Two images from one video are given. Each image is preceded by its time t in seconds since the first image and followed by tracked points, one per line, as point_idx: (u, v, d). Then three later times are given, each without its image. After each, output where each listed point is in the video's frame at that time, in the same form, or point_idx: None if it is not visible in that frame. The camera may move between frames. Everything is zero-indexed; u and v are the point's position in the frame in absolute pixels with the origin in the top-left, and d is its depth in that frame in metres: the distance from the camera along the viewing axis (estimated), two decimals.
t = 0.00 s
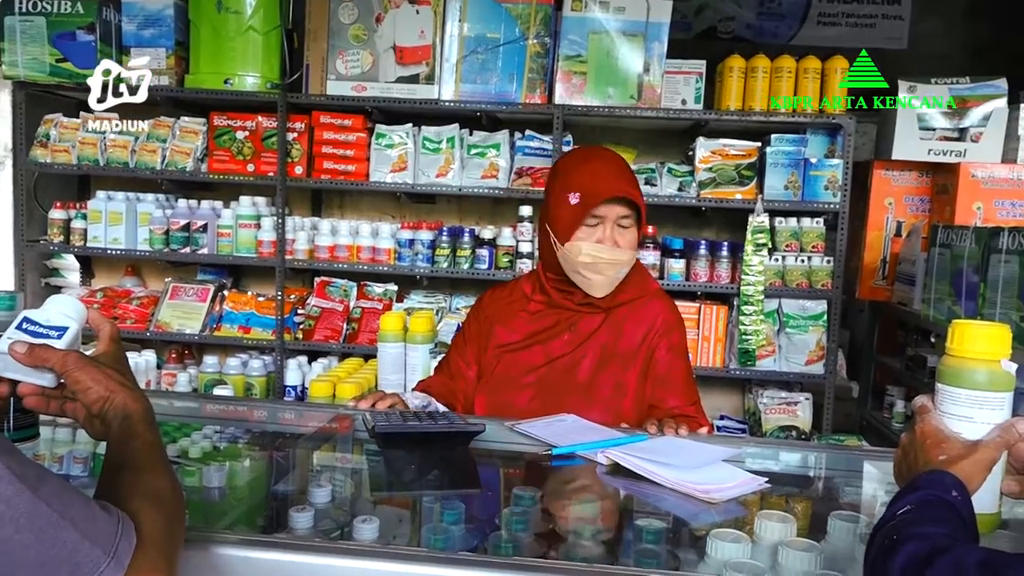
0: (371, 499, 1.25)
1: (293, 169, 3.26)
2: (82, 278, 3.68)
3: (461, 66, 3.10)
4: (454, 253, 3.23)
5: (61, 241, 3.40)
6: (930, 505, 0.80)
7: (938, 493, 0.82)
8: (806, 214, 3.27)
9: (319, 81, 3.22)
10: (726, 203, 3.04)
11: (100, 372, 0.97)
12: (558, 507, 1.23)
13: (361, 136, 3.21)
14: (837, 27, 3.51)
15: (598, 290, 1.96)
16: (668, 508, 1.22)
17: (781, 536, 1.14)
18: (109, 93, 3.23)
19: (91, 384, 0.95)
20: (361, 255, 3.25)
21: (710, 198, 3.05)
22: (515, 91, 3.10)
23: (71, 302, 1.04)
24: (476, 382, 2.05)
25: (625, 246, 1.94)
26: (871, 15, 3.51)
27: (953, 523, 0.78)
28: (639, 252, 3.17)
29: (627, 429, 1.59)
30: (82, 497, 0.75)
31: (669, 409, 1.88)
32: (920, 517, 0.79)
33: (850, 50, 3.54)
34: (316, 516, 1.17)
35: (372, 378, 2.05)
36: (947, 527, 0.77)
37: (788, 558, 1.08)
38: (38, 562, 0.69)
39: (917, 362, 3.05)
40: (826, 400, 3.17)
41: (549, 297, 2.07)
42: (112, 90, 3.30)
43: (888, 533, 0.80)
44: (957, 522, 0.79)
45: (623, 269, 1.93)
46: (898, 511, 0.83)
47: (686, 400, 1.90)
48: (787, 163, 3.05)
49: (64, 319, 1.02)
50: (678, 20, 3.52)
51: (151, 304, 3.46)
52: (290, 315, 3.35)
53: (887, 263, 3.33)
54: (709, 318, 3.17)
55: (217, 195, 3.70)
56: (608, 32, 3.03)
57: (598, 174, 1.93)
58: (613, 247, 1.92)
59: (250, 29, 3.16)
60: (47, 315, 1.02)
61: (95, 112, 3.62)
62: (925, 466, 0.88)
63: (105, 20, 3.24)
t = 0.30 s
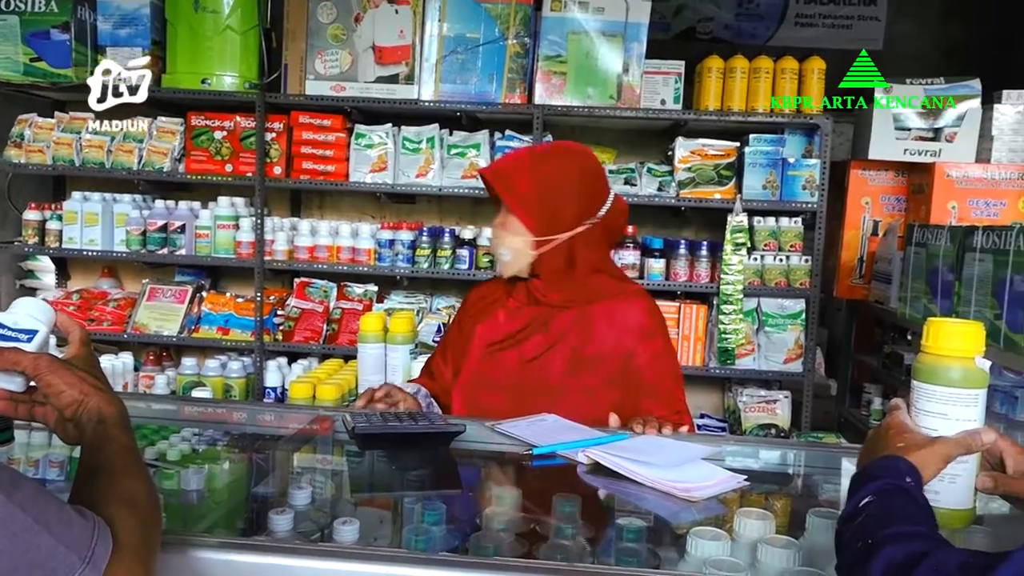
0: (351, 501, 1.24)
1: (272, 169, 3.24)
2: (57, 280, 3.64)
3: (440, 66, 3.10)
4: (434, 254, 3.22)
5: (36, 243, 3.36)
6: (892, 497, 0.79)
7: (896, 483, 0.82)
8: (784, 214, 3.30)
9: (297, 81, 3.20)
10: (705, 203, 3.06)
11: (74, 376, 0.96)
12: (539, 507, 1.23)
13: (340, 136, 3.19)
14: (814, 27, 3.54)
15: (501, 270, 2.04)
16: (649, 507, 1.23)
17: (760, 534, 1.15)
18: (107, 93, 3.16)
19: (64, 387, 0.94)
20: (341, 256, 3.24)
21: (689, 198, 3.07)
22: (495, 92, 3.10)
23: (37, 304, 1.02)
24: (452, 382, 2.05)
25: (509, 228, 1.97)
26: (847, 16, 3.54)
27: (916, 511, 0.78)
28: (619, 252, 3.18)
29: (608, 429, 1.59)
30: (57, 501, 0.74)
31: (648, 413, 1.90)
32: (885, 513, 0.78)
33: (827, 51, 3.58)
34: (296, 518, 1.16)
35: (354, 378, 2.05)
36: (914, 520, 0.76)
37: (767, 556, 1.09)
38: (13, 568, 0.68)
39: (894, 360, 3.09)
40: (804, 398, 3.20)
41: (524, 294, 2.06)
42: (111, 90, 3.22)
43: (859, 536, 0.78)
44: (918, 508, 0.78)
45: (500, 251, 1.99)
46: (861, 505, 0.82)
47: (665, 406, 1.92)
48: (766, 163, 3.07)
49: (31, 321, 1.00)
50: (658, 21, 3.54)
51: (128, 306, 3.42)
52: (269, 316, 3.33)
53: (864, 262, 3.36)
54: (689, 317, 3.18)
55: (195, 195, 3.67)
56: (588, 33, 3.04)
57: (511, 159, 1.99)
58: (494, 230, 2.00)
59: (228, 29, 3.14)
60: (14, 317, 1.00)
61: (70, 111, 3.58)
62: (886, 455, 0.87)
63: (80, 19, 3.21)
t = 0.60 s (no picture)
0: (333, 503, 1.24)
1: (251, 169, 3.22)
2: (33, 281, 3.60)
3: (421, 66, 3.09)
4: (416, 254, 3.21)
5: (11, 244, 3.33)
6: (870, 494, 0.80)
7: (873, 482, 0.82)
8: (763, 213, 3.32)
9: (277, 80, 3.19)
10: (686, 203, 3.08)
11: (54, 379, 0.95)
12: (521, 508, 1.23)
13: (320, 136, 3.18)
14: (793, 28, 3.57)
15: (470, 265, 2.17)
16: (630, 506, 1.23)
17: (741, 532, 1.16)
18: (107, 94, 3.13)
19: (41, 390, 0.94)
20: (322, 256, 3.23)
21: (670, 197, 3.08)
22: (475, 91, 3.10)
23: (10, 306, 0.98)
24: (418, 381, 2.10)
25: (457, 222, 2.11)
26: (825, 17, 3.57)
27: (894, 508, 0.78)
28: (601, 251, 3.19)
29: (590, 428, 1.59)
30: (33, 505, 0.73)
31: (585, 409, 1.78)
32: (865, 509, 0.78)
33: (805, 51, 3.61)
34: (276, 520, 1.15)
35: (334, 380, 2.03)
36: (894, 517, 0.77)
37: (747, 553, 1.09)
38: None
39: (872, 358, 3.12)
40: (784, 396, 3.22)
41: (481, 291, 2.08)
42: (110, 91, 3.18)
43: (840, 532, 0.77)
44: (896, 506, 0.79)
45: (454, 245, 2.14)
46: (838, 504, 0.82)
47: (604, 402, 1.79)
48: (745, 162, 3.08)
49: (6, 323, 0.96)
50: (638, 21, 3.55)
51: (105, 308, 3.39)
52: (249, 318, 3.31)
53: (842, 260, 3.38)
54: (670, 316, 3.20)
55: (173, 196, 3.64)
56: (568, 33, 3.04)
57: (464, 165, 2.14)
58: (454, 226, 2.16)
59: (206, 28, 3.11)
60: None
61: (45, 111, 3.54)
62: (858, 452, 0.88)
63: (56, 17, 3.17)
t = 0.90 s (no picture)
0: (314, 505, 1.23)
1: (231, 170, 3.20)
2: (8, 283, 3.56)
3: (401, 66, 3.08)
4: (397, 255, 3.21)
5: None
6: (849, 489, 0.81)
7: (850, 478, 0.83)
8: (744, 212, 3.34)
9: (256, 81, 3.17)
10: (666, 203, 3.09)
11: (29, 381, 0.94)
12: (503, 508, 1.23)
13: (300, 136, 3.16)
14: (772, 29, 3.59)
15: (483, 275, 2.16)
16: (612, 506, 1.23)
17: (722, 530, 1.16)
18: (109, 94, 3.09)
19: (15, 394, 0.92)
20: (302, 257, 3.21)
21: (650, 197, 3.10)
22: (456, 91, 3.09)
23: None
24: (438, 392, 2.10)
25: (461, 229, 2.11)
26: (804, 18, 3.60)
27: (872, 504, 0.79)
28: (582, 251, 3.20)
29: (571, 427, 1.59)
30: (7, 510, 0.73)
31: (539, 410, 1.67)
32: (845, 505, 0.79)
33: (784, 52, 3.64)
34: (256, 523, 1.14)
35: (314, 382, 2.01)
36: (874, 514, 0.77)
37: (727, 551, 1.10)
38: None
39: (851, 356, 3.15)
40: (764, 395, 3.25)
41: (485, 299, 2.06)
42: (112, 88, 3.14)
43: (822, 529, 0.77)
44: (873, 500, 0.80)
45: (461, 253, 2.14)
46: (817, 501, 0.82)
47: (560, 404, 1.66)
48: (725, 162, 3.10)
49: None
50: (618, 22, 3.57)
51: (82, 310, 3.36)
52: (229, 319, 3.29)
53: (821, 259, 3.40)
54: (651, 316, 3.21)
55: (151, 196, 3.61)
56: (548, 33, 3.05)
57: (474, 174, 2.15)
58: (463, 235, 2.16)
59: (184, 27, 3.09)
60: None
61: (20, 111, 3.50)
62: (837, 449, 0.90)
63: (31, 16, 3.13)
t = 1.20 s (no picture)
0: (294, 507, 1.22)
1: (208, 170, 3.17)
2: None
3: (380, 66, 3.07)
4: (376, 255, 3.20)
5: None
6: (814, 486, 0.82)
7: (816, 474, 0.84)
8: (723, 212, 3.36)
9: (233, 81, 3.15)
10: (646, 202, 3.10)
11: None
12: (483, 508, 1.23)
13: (279, 137, 3.14)
14: (749, 30, 3.62)
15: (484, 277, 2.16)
16: (592, 505, 1.24)
17: (701, 528, 1.17)
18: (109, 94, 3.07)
19: None
20: (281, 258, 3.20)
21: (630, 197, 3.10)
22: (436, 92, 3.09)
23: None
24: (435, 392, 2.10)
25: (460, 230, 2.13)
26: (781, 19, 3.63)
27: (839, 498, 0.80)
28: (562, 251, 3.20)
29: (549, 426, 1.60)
30: None
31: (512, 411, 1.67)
32: (812, 501, 0.80)
33: (762, 53, 3.67)
34: (234, 526, 1.13)
35: (293, 383, 2.01)
36: (842, 507, 0.78)
37: (707, 549, 1.10)
38: None
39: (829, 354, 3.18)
40: (743, 393, 3.27)
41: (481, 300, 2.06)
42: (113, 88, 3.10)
43: (791, 526, 0.78)
44: (840, 495, 0.81)
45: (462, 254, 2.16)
46: (785, 499, 0.83)
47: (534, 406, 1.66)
48: (703, 162, 3.12)
49: None
50: (597, 22, 3.58)
51: (57, 312, 3.32)
52: (207, 321, 3.27)
53: (799, 258, 3.43)
54: (630, 315, 3.22)
55: (127, 197, 3.58)
56: (527, 33, 3.05)
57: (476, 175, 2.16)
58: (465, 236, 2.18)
59: (160, 27, 3.06)
60: None
61: None
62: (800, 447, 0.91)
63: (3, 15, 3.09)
